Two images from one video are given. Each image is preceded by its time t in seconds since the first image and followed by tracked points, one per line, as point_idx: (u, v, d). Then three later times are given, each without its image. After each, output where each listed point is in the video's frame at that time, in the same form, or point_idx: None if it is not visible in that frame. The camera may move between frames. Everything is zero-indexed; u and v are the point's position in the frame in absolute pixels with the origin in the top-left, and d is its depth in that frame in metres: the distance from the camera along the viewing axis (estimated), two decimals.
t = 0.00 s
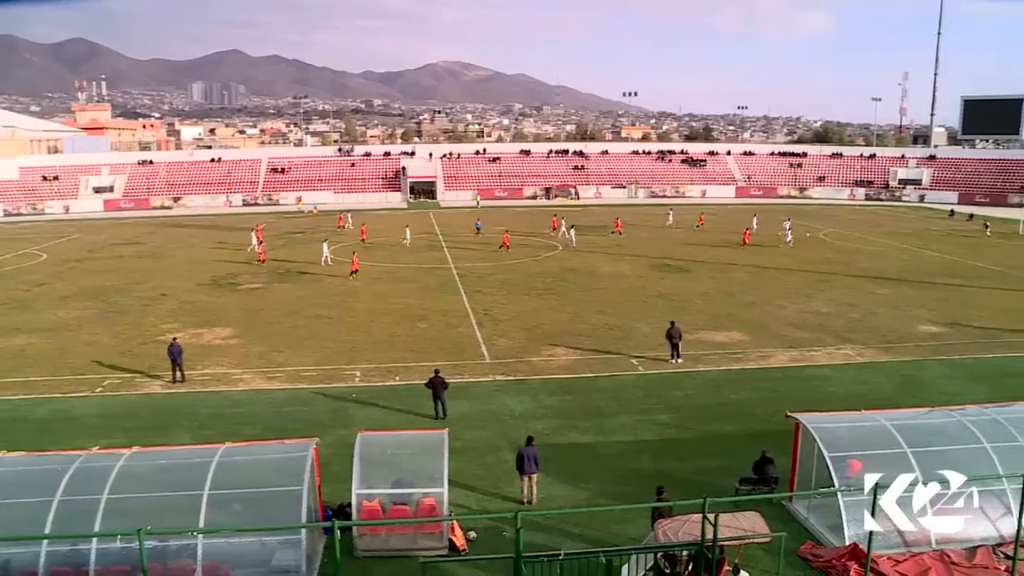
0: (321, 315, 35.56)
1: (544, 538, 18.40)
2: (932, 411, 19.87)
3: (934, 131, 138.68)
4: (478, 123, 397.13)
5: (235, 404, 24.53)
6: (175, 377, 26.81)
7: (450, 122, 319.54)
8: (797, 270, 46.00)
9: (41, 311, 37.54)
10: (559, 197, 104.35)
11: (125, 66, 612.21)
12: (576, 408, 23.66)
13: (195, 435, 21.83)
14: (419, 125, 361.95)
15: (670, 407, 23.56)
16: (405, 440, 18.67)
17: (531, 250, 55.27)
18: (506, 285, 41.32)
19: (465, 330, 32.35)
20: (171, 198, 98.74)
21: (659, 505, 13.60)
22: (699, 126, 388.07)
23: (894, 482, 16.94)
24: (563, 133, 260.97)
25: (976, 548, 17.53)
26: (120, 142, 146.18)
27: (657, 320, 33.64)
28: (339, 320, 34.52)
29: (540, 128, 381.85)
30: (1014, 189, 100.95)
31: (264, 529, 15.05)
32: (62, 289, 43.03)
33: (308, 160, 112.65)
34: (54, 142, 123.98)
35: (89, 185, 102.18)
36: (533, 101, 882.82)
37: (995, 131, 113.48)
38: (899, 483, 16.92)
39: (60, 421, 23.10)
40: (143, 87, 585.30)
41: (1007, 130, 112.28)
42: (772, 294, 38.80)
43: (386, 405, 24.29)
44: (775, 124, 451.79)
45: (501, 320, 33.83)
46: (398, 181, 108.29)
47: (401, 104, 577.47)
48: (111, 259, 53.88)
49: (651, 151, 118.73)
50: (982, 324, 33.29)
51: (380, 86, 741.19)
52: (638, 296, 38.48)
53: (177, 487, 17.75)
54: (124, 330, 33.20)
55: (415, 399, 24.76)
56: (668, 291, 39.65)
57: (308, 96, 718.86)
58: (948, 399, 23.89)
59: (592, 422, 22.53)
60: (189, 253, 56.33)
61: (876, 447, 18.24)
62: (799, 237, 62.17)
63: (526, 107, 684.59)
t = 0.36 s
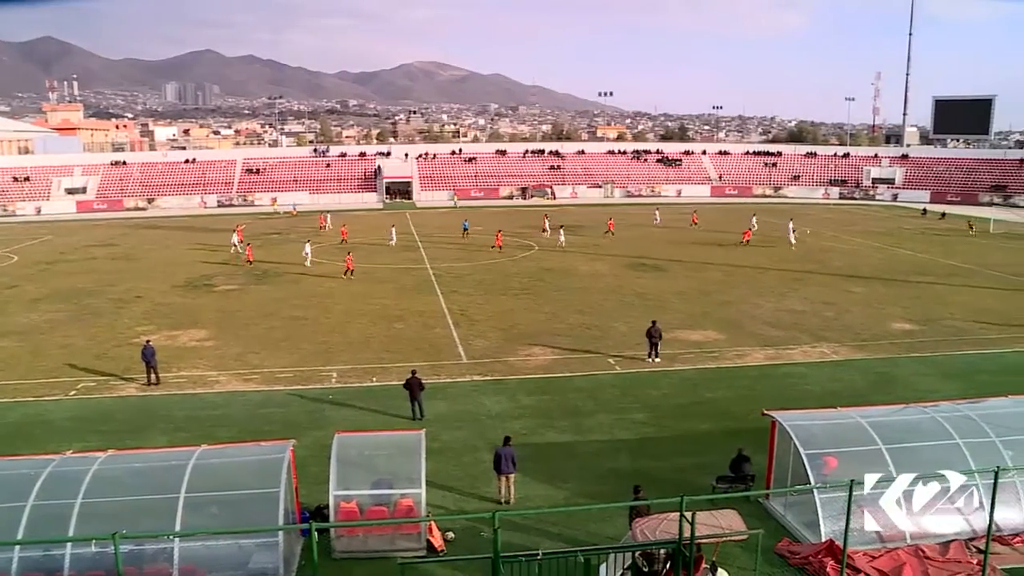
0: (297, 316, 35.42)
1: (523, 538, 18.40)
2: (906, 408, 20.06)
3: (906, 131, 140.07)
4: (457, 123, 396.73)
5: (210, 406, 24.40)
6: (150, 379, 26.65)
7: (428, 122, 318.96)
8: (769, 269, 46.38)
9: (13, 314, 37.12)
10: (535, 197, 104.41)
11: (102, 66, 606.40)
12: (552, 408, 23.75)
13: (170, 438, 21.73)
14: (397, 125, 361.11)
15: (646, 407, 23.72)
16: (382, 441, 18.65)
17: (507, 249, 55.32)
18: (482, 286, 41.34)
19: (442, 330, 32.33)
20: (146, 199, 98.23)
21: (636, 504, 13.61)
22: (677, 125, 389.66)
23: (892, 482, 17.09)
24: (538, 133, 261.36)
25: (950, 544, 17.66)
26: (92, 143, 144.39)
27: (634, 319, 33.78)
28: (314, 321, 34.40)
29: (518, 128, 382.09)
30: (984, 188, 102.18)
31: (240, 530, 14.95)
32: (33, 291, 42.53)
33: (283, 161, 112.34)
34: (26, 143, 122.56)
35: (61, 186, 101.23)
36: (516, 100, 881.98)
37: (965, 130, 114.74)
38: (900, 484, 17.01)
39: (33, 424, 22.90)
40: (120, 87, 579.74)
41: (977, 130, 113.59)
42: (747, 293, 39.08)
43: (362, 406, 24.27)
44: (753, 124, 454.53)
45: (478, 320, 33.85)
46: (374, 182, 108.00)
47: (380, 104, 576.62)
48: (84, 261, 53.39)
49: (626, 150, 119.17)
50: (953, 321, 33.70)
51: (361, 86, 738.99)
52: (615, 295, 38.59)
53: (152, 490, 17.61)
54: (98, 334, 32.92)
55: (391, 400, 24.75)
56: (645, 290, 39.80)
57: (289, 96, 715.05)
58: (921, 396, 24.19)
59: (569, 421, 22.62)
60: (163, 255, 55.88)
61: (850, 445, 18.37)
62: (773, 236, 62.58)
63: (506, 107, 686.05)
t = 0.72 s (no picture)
0: (278, 317, 35.29)
1: (506, 538, 18.38)
2: (886, 406, 20.20)
3: (885, 130, 140.89)
4: (441, 123, 396.26)
5: (190, 408, 24.27)
6: (130, 382, 26.51)
7: (410, 121, 318.44)
8: (748, 268, 46.57)
9: None
10: (516, 197, 104.39)
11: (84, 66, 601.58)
12: (534, 408, 23.80)
13: (150, 441, 21.62)
14: (380, 125, 360.28)
15: (628, 406, 23.80)
16: (364, 441, 18.61)
17: (486, 250, 55.32)
18: (464, 286, 41.31)
19: (423, 331, 32.27)
20: (125, 199, 97.61)
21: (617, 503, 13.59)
22: (661, 125, 390.70)
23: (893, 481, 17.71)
24: (519, 133, 261.44)
25: (929, 540, 17.79)
26: (70, 144, 143.06)
27: (616, 319, 33.86)
28: (295, 322, 34.28)
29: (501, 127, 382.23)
30: (962, 188, 102.93)
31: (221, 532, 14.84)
32: (10, 293, 42.14)
33: (264, 162, 112.14)
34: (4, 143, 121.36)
35: (39, 187, 100.51)
36: (502, 100, 881.81)
37: (942, 130, 115.53)
38: (900, 483, 17.70)
39: (12, 427, 22.75)
40: (102, 87, 575.23)
41: (954, 130, 114.37)
42: (729, 292, 39.26)
43: (344, 407, 24.22)
44: (736, 123, 456.39)
45: (459, 320, 33.83)
46: (354, 183, 107.83)
47: (364, 104, 575.68)
48: (63, 263, 52.98)
49: (608, 150, 119.40)
50: (932, 320, 33.94)
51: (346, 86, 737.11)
52: (596, 295, 38.66)
53: (133, 493, 17.47)
54: (76, 335, 32.69)
55: (373, 401, 24.71)
56: (626, 289, 39.87)
57: (274, 96, 712.18)
58: (901, 394, 24.38)
59: (552, 421, 22.65)
60: (141, 256, 55.51)
61: (831, 443, 18.45)
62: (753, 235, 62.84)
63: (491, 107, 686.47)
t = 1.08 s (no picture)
0: (265, 318, 35.19)
1: (496, 538, 18.36)
2: (873, 404, 20.29)
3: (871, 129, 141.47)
4: (430, 124, 396.03)
5: (177, 410, 24.18)
6: (118, 384, 26.41)
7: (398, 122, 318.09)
8: (735, 267, 46.70)
9: None
10: (504, 197, 104.40)
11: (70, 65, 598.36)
12: (522, 408, 23.82)
13: (137, 443, 21.55)
14: (368, 125, 359.84)
15: (616, 405, 23.86)
16: (352, 442, 18.56)
17: (473, 250, 55.32)
18: (451, 286, 41.28)
19: (411, 331, 32.23)
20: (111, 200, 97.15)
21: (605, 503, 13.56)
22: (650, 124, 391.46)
23: (893, 479, 17.69)
24: (506, 133, 261.51)
25: (916, 537, 17.77)
26: (55, 145, 142.18)
27: (603, 318, 33.91)
28: (283, 323, 34.19)
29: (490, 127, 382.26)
30: (946, 187, 103.56)
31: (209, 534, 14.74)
32: None
33: (251, 163, 111.91)
34: None
35: (24, 188, 99.89)
36: (493, 100, 881.18)
37: (927, 130, 116.14)
38: (901, 483, 17.69)
39: None
40: (89, 87, 572.39)
41: (939, 129, 115.04)
42: (716, 291, 39.38)
43: (331, 408, 24.19)
44: (725, 123, 457.64)
45: (447, 320, 33.81)
46: (342, 183, 107.68)
47: (353, 104, 574.25)
48: (48, 264, 52.67)
49: (595, 150, 119.53)
50: (918, 318, 34.16)
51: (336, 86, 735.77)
52: (584, 294, 38.72)
53: (120, 495, 17.34)
54: (62, 337, 32.52)
55: (360, 402, 24.68)
56: (614, 289, 39.93)
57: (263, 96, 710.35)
58: (887, 393, 24.50)
59: (540, 421, 22.66)
60: (127, 258, 55.29)
61: (819, 442, 18.51)
62: (741, 234, 63.02)
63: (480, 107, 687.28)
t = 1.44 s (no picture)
0: (253, 318, 35.11)
1: (486, 539, 18.35)
2: (862, 403, 20.37)
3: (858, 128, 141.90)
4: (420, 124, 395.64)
5: (164, 411, 24.12)
6: (108, 385, 26.34)
7: (386, 122, 317.71)
8: (722, 266, 46.83)
9: None
10: (492, 197, 104.38)
11: (58, 66, 595.60)
12: (511, 408, 23.84)
13: (125, 444, 21.50)
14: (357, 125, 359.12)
15: (605, 405, 23.91)
16: (340, 443, 18.54)
17: (460, 250, 55.32)
18: (439, 286, 41.26)
19: (399, 332, 32.20)
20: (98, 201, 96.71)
21: (591, 502, 13.57)
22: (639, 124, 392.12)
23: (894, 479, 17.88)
24: (493, 133, 261.65)
25: (903, 536, 17.92)
26: (41, 145, 141.36)
27: (591, 318, 33.96)
28: (271, 324, 34.12)
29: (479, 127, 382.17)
30: (932, 186, 104.05)
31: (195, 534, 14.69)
32: None
33: (239, 163, 111.66)
34: None
35: (9, 189, 99.36)
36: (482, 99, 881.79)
37: (914, 130, 116.67)
38: (901, 481, 17.85)
39: None
40: (77, 87, 569.70)
41: (925, 129, 115.52)
42: (704, 290, 39.48)
43: (320, 409, 24.16)
44: (714, 123, 458.67)
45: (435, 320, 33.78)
46: (329, 183, 107.58)
47: (343, 104, 573.82)
48: (35, 265, 52.44)
49: (583, 150, 119.64)
50: (905, 317, 34.30)
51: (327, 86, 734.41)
52: (572, 294, 38.76)
53: (107, 496, 17.28)
54: (49, 338, 32.39)
55: (349, 403, 24.64)
56: (603, 289, 39.99)
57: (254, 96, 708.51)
58: (874, 392, 24.61)
59: (529, 420, 22.69)
60: (113, 258, 55.10)
61: (806, 440, 18.58)
62: (727, 234, 63.21)
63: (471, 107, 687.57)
